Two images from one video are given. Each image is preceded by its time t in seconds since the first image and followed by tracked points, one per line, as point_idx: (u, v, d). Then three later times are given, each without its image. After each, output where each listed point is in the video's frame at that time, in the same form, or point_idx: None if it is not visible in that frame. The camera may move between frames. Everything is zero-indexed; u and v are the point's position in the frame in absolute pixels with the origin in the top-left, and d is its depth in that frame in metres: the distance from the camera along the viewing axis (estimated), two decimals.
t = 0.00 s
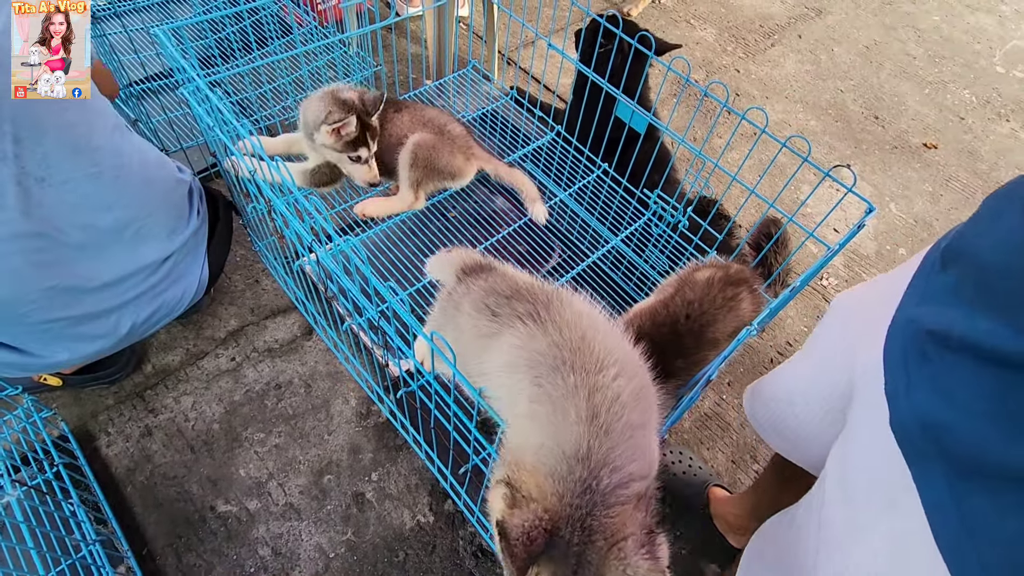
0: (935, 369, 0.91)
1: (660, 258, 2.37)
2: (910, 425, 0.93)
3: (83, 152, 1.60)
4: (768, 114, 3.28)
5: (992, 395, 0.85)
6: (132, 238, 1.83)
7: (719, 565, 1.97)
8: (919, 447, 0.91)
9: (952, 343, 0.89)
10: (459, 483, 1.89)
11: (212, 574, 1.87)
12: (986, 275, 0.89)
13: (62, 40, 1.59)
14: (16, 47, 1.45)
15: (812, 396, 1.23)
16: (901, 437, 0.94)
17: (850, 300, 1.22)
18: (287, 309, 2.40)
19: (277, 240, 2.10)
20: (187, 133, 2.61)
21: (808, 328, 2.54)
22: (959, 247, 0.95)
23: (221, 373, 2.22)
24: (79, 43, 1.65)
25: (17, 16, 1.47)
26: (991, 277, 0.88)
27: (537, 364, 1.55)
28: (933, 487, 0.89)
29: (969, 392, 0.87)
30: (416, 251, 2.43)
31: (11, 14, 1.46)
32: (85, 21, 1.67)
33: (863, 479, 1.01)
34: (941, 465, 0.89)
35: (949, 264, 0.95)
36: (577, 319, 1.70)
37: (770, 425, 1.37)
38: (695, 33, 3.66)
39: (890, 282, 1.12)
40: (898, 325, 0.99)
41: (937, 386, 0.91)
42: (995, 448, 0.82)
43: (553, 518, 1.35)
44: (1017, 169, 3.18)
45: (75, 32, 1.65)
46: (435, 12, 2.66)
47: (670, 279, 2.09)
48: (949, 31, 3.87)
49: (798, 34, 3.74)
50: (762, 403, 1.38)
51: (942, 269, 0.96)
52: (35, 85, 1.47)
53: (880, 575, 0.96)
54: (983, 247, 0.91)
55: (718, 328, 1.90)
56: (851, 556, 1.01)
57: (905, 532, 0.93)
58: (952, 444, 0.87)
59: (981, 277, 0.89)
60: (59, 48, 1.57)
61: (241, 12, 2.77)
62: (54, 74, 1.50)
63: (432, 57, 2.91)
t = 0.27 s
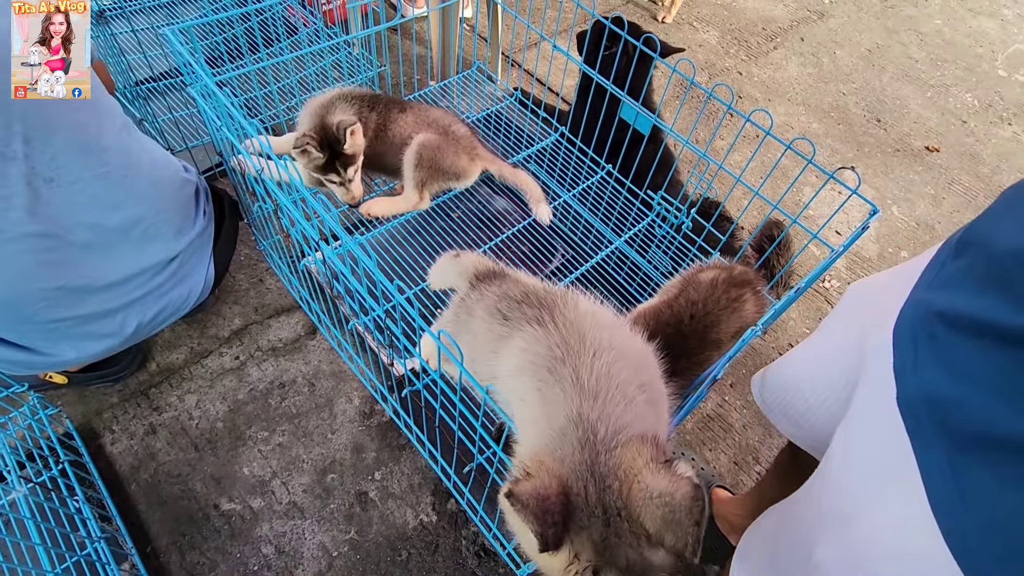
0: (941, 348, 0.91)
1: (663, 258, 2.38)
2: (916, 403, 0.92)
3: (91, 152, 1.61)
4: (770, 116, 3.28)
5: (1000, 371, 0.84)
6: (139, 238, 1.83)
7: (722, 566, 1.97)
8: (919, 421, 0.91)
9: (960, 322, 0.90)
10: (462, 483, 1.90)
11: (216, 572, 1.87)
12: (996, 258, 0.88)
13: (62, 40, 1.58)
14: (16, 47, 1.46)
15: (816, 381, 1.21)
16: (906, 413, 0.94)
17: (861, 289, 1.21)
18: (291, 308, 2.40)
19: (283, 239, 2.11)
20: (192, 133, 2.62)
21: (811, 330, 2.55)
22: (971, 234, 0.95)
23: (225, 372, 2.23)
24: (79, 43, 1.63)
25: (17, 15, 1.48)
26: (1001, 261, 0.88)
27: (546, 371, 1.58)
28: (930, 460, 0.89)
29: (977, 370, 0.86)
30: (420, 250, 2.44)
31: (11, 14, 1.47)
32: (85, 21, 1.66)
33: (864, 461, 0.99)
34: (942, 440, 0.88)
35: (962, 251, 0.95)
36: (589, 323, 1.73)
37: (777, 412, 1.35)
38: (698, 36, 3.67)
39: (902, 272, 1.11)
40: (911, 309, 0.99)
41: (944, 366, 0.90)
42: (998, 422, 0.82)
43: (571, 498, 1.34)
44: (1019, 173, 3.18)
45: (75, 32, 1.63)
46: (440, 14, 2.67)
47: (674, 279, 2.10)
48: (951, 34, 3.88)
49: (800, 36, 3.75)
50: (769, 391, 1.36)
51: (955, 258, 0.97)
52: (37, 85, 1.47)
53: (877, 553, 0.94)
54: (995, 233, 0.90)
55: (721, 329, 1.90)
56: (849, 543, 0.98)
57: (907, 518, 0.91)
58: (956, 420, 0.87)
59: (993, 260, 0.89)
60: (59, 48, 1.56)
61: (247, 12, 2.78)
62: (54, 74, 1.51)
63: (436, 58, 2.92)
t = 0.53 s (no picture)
0: (948, 356, 0.92)
1: (664, 260, 2.38)
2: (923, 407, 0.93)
3: (94, 152, 1.61)
4: (771, 118, 3.29)
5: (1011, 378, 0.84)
6: (141, 237, 1.83)
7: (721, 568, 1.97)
8: (927, 427, 0.91)
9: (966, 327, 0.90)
10: (462, 483, 1.90)
11: (216, 573, 1.87)
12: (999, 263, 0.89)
13: (62, 40, 1.56)
14: (16, 47, 1.44)
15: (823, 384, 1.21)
16: (914, 420, 0.94)
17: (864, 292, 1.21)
18: (291, 308, 2.41)
19: (285, 240, 2.11)
20: (194, 133, 2.63)
21: (811, 332, 2.55)
22: (977, 240, 0.95)
23: (226, 372, 2.23)
24: (79, 44, 1.61)
25: (18, 15, 1.47)
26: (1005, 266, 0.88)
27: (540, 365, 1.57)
28: (936, 467, 0.89)
29: (985, 375, 0.86)
30: (421, 251, 2.44)
31: (11, 14, 1.46)
32: (85, 21, 1.64)
33: (873, 464, 0.99)
34: (950, 448, 0.88)
35: (966, 256, 0.96)
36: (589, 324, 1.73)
37: (782, 415, 1.35)
38: (699, 38, 3.68)
39: (906, 276, 1.12)
40: (917, 315, 0.99)
41: (952, 370, 0.90)
42: (1007, 426, 0.81)
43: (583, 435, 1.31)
44: (1019, 176, 3.18)
45: (75, 32, 1.61)
46: (441, 15, 2.68)
47: (674, 281, 2.11)
48: (951, 37, 3.89)
49: (800, 39, 3.76)
50: (772, 395, 1.37)
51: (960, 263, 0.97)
52: (36, 85, 1.46)
53: (884, 561, 0.93)
54: (1000, 239, 0.91)
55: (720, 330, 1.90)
56: (858, 546, 0.97)
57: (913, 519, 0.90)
58: (964, 425, 0.87)
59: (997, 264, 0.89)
60: (59, 48, 1.54)
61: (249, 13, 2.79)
62: (54, 74, 1.50)
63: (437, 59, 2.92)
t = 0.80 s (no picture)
0: (942, 362, 0.91)
1: (663, 261, 2.38)
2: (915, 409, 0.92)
3: (95, 153, 1.61)
4: (770, 119, 3.29)
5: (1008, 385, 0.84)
6: (140, 237, 1.84)
7: (720, 569, 1.97)
8: (921, 434, 0.91)
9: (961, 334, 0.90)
10: (462, 484, 1.90)
11: (215, 574, 1.87)
12: (996, 272, 0.89)
13: (62, 40, 1.56)
14: (16, 47, 1.43)
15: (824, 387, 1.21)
16: (907, 427, 0.92)
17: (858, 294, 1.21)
18: (291, 309, 2.41)
19: (283, 240, 2.12)
20: (193, 134, 2.62)
21: (810, 333, 2.55)
22: (974, 246, 0.95)
23: (225, 373, 2.23)
24: (79, 43, 1.62)
25: (17, 16, 1.44)
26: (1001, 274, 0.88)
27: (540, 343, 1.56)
28: (932, 475, 0.89)
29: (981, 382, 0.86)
30: (420, 252, 2.45)
31: (11, 13, 1.43)
32: (85, 21, 1.64)
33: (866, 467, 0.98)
34: (943, 457, 0.88)
35: (960, 262, 0.97)
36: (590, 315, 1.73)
37: (773, 418, 1.34)
38: (698, 39, 3.68)
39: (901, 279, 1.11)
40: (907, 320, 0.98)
41: (946, 377, 0.90)
42: (1003, 434, 0.81)
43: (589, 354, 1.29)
44: (1019, 177, 3.19)
45: (75, 32, 1.62)
46: (441, 16, 2.68)
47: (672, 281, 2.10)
48: (950, 38, 3.89)
49: (800, 40, 3.76)
50: (765, 397, 1.36)
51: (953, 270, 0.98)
52: (36, 85, 1.44)
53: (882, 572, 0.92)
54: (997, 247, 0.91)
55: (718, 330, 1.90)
56: (852, 549, 0.98)
57: (908, 523, 0.90)
58: (957, 430, 0.86)
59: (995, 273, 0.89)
60: (59, 48, 1.54)
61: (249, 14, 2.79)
62: (54, 74, 1.48)
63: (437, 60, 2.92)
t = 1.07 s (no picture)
0: (942, 380, 0.91)
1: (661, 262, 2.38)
2: (921, 433, 0.93)
3: (87, 158, 1.61)
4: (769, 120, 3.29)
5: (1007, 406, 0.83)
6: (136, 241, 1.84)
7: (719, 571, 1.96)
8: (925, 457, 0.92)
9: (960, 353, 0.89)
10: (459, 486, 1.89)
11: None
12: (991, 286, 0.87)
13: (62, 40, 1.57)
14: (16, 47, 1.45)
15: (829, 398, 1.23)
16: (913, 450, 0.94)
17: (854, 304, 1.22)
18: (289, 310, 2.40)
19: (281, 242, 2.12)
20: (191, 135, 2.62)
21: (809, 334, 2.55)
22: (972, 257, 0.93)
23: (223, 374, 2.23)
24: (79, 43, 1.62)
25: (17, 15, 1.46)
26: (995, 290, 0.86)
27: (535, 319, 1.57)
28: (937, 496, 0.89)
29: (983, 404, 0.86)
30: (419, 253, 2.46)
31: (11, 13, 1.45)
32: (84, 21, 1.64)
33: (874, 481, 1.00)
34: (951, 481, 0.88)
35: (956, 275, 0.96)
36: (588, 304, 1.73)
37: (774, 431, 1.36)
38: (697, 39, 3.68)
39: (897, 289, 1.12)
40: (907, 336, 0.99)
41: (948, 397, 0.90)
42: (1004, 454, 0.81)
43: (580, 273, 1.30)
44: (1018, 177, 3.18)
45: (75, 32, 1.62)
46: (439, 17, 2.68)
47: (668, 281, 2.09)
48: (950, 39, 3.89)
49: (799, 40, 3.76)
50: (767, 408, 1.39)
51: (950, 282, 0.97)
52: (36, 85, 1.46)
53: None
54: (992, 259, 0.89)
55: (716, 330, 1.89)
56: (855, 559, 0.99)
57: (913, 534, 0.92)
58: (963, 453, 0.87)
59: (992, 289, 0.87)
60: (59, 47, 1.55)
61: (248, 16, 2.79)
62: (54, 74, 1.50)
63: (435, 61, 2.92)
